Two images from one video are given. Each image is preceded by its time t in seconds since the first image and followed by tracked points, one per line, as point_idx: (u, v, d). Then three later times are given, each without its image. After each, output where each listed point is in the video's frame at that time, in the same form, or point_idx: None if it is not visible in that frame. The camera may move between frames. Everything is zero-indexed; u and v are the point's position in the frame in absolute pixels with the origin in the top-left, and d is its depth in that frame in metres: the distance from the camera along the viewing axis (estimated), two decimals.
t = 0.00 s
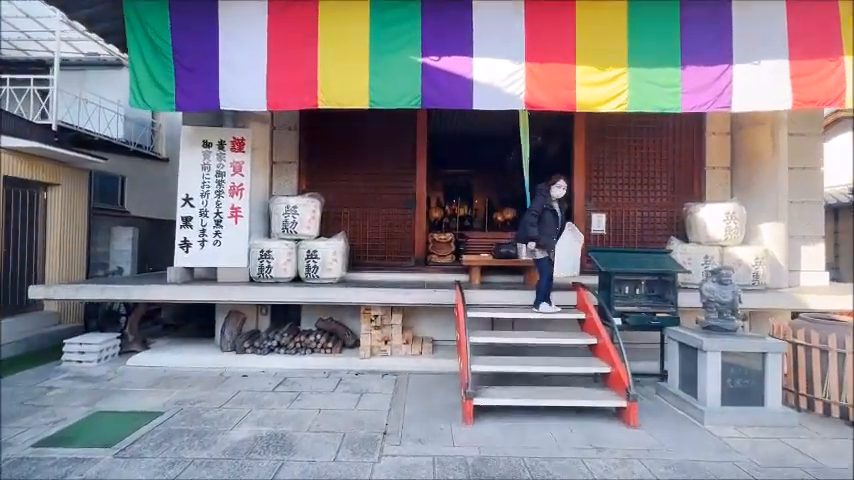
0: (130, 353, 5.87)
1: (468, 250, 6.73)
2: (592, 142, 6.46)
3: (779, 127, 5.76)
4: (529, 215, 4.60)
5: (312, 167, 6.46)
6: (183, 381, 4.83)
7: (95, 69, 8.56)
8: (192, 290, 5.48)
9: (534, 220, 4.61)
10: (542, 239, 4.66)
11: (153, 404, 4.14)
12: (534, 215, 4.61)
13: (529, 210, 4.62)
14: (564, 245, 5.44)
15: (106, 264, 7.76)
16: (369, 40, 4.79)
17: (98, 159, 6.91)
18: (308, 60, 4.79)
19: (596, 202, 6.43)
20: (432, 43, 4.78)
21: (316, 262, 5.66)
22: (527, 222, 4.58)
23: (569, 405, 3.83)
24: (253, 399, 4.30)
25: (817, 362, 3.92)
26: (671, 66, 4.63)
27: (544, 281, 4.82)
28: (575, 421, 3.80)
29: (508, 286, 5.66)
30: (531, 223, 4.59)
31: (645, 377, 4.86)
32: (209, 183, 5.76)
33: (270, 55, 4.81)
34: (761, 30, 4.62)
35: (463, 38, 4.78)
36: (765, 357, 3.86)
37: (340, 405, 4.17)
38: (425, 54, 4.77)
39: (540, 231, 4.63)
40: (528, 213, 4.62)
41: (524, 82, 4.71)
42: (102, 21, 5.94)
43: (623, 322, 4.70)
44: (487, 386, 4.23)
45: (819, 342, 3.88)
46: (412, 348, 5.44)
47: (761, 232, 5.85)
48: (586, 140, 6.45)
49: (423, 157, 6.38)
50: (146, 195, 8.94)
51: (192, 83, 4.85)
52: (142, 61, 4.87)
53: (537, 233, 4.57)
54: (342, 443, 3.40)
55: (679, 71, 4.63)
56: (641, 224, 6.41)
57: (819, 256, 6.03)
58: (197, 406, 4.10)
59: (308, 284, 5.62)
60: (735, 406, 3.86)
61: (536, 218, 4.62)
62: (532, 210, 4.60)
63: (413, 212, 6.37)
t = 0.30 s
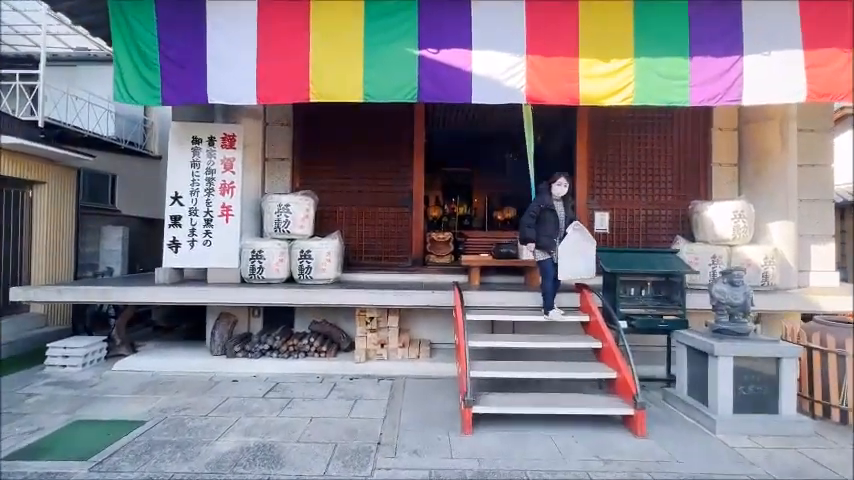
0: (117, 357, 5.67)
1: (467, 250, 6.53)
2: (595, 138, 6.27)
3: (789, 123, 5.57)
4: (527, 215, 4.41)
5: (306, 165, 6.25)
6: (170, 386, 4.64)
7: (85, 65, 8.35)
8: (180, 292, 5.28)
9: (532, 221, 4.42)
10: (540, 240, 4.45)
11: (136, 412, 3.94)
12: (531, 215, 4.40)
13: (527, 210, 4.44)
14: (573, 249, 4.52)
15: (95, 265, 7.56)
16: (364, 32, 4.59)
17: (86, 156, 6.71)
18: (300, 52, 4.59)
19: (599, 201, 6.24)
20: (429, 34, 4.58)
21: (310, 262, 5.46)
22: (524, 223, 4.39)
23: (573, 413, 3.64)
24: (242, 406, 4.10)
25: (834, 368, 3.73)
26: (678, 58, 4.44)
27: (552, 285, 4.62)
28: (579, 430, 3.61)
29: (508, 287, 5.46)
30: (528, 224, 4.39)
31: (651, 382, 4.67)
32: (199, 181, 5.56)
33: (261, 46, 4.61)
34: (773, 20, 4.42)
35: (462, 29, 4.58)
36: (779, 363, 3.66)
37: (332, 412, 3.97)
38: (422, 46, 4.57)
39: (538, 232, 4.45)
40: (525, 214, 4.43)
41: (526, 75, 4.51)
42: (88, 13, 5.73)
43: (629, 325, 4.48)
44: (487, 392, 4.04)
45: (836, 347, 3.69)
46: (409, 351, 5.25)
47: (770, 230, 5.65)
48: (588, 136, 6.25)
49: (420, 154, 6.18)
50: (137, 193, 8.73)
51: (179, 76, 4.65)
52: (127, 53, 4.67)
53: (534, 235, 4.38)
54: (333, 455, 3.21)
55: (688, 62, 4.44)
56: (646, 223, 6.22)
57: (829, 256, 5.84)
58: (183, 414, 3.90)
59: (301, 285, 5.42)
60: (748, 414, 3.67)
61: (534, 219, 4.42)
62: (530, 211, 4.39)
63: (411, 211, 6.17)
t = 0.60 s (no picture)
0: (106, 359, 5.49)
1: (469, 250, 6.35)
2: (600, 133, 6.09)
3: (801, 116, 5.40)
4: (530, 219, 4.17)
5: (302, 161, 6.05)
6: (161, 391, 4.45)
7: (77, 60, 8.13)
8: (171, 293, 5.09)
9: (535, 225, 4.18)
10: (545, 245, 4.23)
11: (122, 419, 3.76)
12: (535, 220, 4.17)
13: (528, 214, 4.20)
14: (587, 251, 4.23)
15: (85, 264, 7.35)
16: (362, 21, 4.40)
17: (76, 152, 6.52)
18: (294, 42, 4.40)
19: (604, 198, 6.06)
20: (429, 23, 4.40)
21: (306, 261, 5.26)
22: (527, 227, 4.16)
23: (581, 419, 3.46)
24: (234, 412, 3.92)
25: None
26: (690, 47, 4.27)
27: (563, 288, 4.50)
28: (588, 438, 3.44)
29: (511, 287, 5.28)
30: (532, 228, 4.15)
31: (660, 385, 4.50)
32: (190, 176, 5.37)
33: (254, 36, 4.42)
34: (788, 8, 4.25)
35: (464, 18, 4.39)
36: (798, 366, 3.49)
37: (328, 418, 3.79)
38: (422, 36, 4.38)
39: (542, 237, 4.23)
40: (527, 218, 4.20)
41: (530, 66, 4.32)
42: (76, 4, 5.54)
43: (637, 327, 4.32)
44: (490, 397, 3.86)
45: None
46: (409, 353, 5.06)
47: (782, 228, 5.48)
48: (593, 132, 6.07)
49: (420, 149, 5.99)
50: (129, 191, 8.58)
51: (169, 67, 4.46)
52: (114, 42, 4.47)
53: (538, 240, 4.14)
54: (328, 465, 3.03)
55: (699, 51, 4.27)
56: (652, 221, 6.04)
57: (842, 254, 5.67)
58: (172, 421, 3.72)
59: (297, 285, 5.23)
60: (765, 420, 3.49)
61: (538, 223, 4.18)
62: (533, 214, 4.18)
63: (410, 208, 5.99)
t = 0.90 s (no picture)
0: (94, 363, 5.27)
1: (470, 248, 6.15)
2: (607, 128, 5.90)
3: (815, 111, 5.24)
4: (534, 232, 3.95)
5: (298, 157, 5.83)
6: (150, 397, 4.24)
7: (67, 55, 7.91)
8: (161, 294, 4.87)
9: (540, 239, 3.94)
10: (553, 260, 3.93)
11: (107, 428, 3.54)
12: (540, 232, 3.93)
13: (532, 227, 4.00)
14: (602, 255, 4.04)
15: (75, 264, 7.12)
16: (361, 8, 4.19)
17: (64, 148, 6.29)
18: (290, 30, 4.19)
19: (612, 195, 5.87)
20: (431, 11, 4.18)
21: (302, 261, 5.05)
22: (531, 242, 3.94)
23: (593, 428, 3.27)
24: (226, 420, 3.71)
25: None
26: (706, 36, 4.08)
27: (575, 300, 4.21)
28: (601, 448, 3.24)
29: (516, 287, 5.08)
30: (537, 242, 3.92)
31: (673, 390, 4.32)
32: (182, 173, 5.15)
33: (248, 23, 4.21)
34: None
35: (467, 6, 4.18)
36: (822, 371, 3.30)
37: (326, 427, 3.59)
38: (424, 24, 4.17)
39: (550, 251, 3.95)
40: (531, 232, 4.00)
41: (537, 56, 4.13)
42: None
43: (650, 329, 4.14)
44: (496, 404, 3.67)
45: None
46: (410, 357, 4.86)
47: (795, 227, 5.30)
48: (600, 127, 5.88)
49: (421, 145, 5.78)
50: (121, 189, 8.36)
51: (158, 57, 4.25)
52: (100, 31, 4.25)
53: (543, 255, 3.89)
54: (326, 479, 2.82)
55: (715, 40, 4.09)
56: (661, 219, 5.86)
57: None
58: (160, 430, 3.51)
59: (293, 286, 5.02)
60: (788, 428, 3.31)
61: (543, 236, 3.94)
62: (536, 227, 3.94)
63: (411, 206, 5.79)
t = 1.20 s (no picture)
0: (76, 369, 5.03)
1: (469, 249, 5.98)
2: (610, 126, 5.74)
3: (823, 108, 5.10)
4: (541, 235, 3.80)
5: (291, 154, 5.61)
6: (132, 406, 4.02)
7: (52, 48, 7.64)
8: (146, 297, 4.64)
9: (547, 242, 3.78)
10: (560, 265, 3.77)
11: (84, 442, 3.32)
12: (547, 235, 3.78)
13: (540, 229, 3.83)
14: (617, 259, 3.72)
15: (59, 265, 6.86)
16: None
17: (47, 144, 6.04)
18: (282, 20, 3.98)
19: (614, 194, 5.71)
20: None
21: (295, 263, 4.84)
22: (538, 246, 3.80)
23: (601, 441, 3.09)
24: (213, 432, 3.51)
25: None
26: (716, 30, 3.97)
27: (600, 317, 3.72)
28: (609, 462, 3.07)
29: (517, 290, 4.89)
30: (543, 246, 3.78)
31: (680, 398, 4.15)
32: (169, 170, 4.93)
33: (238, 13, 3.99)
34: None
35: None
36: (840, 380, 3.14)
37: (318, 440, 3.38)
38: (422, 14, 3.97)
39: (558, 255, 3.78)
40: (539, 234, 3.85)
41: (540, 49, 3.94)
42: None
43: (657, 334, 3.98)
44: (498, 414, 3.48)
45: None
46: (407, 362, 4.66)
47: (803, 227, 5.16)
48: (603, 124, 5.72)
49: (419, 142, 5.58)
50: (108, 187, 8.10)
51: (143, 47, 4.04)
52: (80, 21, 4.03)
53: (550, 259, 3.75)
54: None
55: (727, 33, 3.98)
56: (665, 219, 5.71)
57: None
58: (141, 444, 3.29)
59: (286, 288, 4.81)
60: (804, 440, 3.14)
61: (551, 240, 3.78)
62: (542, 229, 3.79)
63: (407, 205, 5.59)
